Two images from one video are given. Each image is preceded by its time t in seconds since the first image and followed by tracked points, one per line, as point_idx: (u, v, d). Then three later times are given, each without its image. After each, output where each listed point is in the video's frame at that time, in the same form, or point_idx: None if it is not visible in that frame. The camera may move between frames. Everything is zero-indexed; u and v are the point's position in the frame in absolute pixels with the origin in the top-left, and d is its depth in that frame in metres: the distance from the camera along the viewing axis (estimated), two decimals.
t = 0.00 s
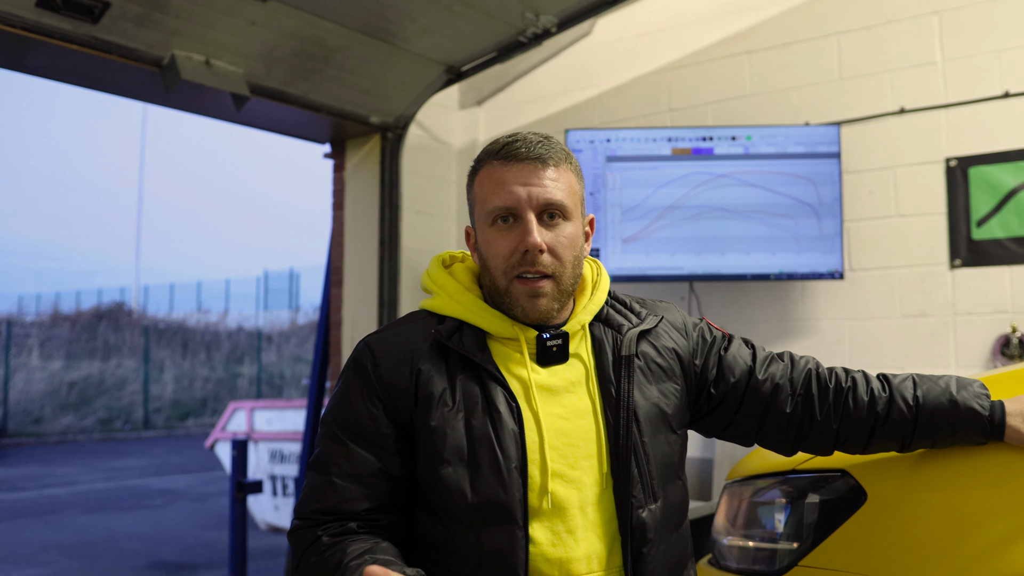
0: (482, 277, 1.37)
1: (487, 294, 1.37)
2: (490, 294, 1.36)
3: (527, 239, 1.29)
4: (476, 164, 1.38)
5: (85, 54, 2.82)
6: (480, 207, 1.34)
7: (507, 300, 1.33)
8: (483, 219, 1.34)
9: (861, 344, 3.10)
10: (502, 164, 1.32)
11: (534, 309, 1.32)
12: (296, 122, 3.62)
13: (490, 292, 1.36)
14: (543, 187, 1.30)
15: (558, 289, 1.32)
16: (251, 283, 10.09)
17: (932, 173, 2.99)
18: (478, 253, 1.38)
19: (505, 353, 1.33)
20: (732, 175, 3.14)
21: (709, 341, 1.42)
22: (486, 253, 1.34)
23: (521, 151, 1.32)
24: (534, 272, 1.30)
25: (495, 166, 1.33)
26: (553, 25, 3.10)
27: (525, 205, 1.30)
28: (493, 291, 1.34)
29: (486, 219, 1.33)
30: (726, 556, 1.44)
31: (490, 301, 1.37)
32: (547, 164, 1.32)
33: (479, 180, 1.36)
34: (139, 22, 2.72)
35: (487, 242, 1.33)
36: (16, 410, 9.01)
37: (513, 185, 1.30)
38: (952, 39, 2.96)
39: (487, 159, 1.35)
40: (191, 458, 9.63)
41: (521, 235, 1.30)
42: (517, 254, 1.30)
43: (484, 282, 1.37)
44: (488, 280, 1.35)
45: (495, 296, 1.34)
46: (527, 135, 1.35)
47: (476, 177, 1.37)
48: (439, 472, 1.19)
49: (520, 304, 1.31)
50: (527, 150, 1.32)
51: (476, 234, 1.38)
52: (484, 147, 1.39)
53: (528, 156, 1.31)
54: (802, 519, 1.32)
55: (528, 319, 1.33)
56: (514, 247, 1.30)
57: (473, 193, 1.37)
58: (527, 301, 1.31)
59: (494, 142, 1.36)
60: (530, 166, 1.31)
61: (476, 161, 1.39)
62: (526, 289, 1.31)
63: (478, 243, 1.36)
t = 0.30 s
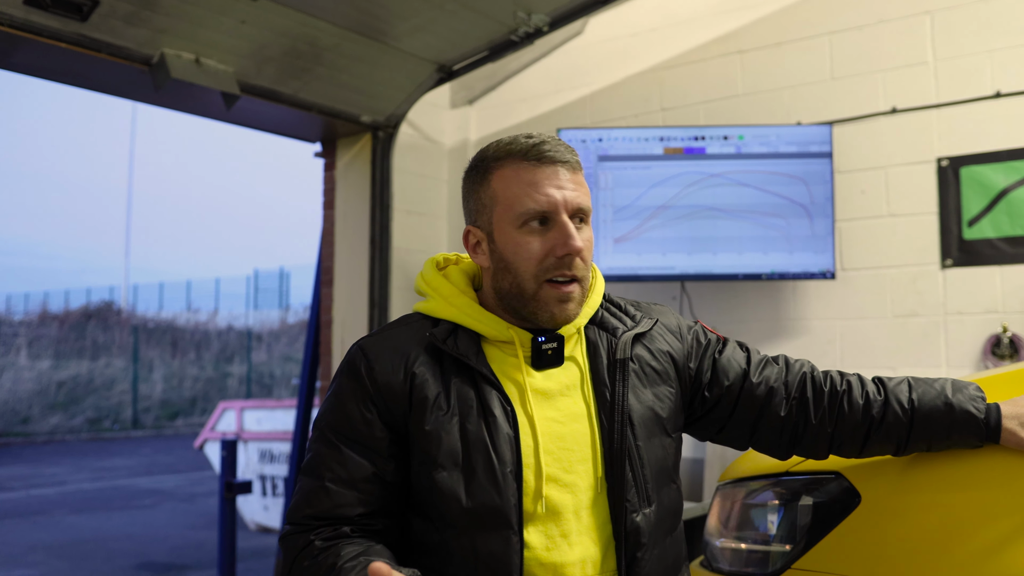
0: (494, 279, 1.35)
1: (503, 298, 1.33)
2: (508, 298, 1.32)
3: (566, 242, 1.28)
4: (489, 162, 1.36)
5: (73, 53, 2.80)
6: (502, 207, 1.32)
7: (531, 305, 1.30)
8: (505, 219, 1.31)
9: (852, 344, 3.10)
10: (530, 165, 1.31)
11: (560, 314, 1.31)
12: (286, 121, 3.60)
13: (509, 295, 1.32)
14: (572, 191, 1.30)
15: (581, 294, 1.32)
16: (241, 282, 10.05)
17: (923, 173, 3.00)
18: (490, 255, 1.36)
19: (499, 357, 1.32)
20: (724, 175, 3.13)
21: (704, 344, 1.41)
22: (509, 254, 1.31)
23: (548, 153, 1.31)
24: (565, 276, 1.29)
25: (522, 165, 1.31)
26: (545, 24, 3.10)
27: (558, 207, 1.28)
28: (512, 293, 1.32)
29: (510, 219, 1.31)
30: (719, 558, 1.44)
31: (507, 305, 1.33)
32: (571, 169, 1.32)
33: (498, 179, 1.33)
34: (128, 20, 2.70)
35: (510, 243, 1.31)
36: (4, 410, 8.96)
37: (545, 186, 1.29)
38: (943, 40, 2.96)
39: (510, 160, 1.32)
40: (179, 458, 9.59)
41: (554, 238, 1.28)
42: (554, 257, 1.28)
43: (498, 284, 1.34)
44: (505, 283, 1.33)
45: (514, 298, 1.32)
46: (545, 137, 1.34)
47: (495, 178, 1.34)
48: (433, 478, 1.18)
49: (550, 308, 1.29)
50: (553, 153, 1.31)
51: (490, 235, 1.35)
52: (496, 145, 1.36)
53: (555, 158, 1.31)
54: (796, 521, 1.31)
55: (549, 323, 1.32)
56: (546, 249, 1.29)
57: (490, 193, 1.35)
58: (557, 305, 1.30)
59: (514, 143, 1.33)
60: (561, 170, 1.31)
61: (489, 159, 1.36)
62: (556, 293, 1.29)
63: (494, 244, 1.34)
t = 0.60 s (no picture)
0: (492, 281, 1.34)
1: (504, 299, 1.32)
2: (510, 300, 1.31)
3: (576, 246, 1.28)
4: (491, 162, 1.35)
5: (51, 50, 2.76)
6: (508, 209, 1.31)
7: (533, 308, 1.30)
8: (511, 222, 1.30)
9: (834, 344, 3.11)
10: (541, 169, 1.30)
11: (560, 318, 1.31)
12: (268, 119, 3.57)
13: (512, 297, 1.31)
14: (579, 196, 1.31)
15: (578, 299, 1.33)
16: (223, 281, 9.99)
17: (906, 174, 3.01)
18: (489, 257, 1.35)
19: (481, 359, 1.32)
20: (707, 175, 3.13)
21: (686, 346, 1.42)
22: (514, 258, 1.30)
23: (556, 158, 1.31)
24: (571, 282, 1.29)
25: (531, 169, 1.31)
26: (529, 23, 3.09)
27: (568, 212, 1.29)
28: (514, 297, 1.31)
29: (516, 222, 1.30)
30: (701, 561, 1.43)
31: (507, 306, 1.32)
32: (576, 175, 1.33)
33: (503, 181, 1.32)
34: (108, 17, 2.66)
35: (516, 246, 1.30)
36: None
37: (555, 191, 1.29)
38: (926, 41, 2.97)
39: (520, 162, 1.32)
40: (160, 460, 9.51)
41: (563, 242, 1.28)
42: (563, 261, 1.28)
43: (496, 286, 1.33)
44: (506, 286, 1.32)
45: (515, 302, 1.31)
46: (547, 141, 1.34)
47: (502, 178, 1.32)
48: (414, 482, 1.17)
49: (555, 311, 1.29)
50: (560, 158, 1.32)
51: (490, 237, 1.34)
52: (498, 146, 1.35)
53: (563, 163, 1.31)
54: (779, 523, 1.30)
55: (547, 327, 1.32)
56: (556, 254, 1.29)
57: (492, 194, 1.34)
58: (561, 308, 1.30)
59: (522, 145, 1.33)
60: (570, 176, 1.32)
61: (490, 159, 1.35)
62: (558, 297, 1.29)
63: (497, 247, 1.33)
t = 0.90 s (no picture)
0: (471, 281, 1.31)
1: (483, 299, 1.30)
2: (490, 300, 1.30)
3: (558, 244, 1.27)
4: (467, 160, 1.33)
5: (25, 44, 2.71)
6: (487, 208, 1.29)
7: (515, 308, 1.28)
8: (490, 221, 1.28)
9: (816, 345, 3.10)
10: (520, 167, 1.28)
11: (541, 317, 1.30)
12: (247, 116, 3.53)
13: (492, 296, 1.29)
14: (558, 195, 1.29)
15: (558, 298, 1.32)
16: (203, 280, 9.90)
17: (887, 175, 3.01)
18: (467, 257, 1.32)
19: (457, 359, 1.30)
20: (689, 175, 3.12)
21: (666, 345, 1.41)
22: (494, 257, 1.28)
23: (535, 156, 1.29)
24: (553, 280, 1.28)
25: (510, 167, 1.29)
26: (510, 22, 3.07)
27: (549, 211, 1.27)
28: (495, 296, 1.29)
29: (495, 221, 1.28)
30: (684, 564, 1.41)
31: (488, 306, 1.30)
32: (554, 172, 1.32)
33: (481, 180, 1.30)
34: (83, 11, 2.62)
35: (496, 245, 1.28)
36: None
37: (534, 189, 1.27)
38: (907, 42, 2.97)
39: (497, 159, 1.30)
40: (138, 461, 9.42)
41: (544, 241, 1.27)
42: (544, 259, 1.27)
43: (475, 286, 1.31)
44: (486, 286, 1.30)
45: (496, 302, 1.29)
46: (525, 139, 1.32)
47: (480, 177, 1.30)
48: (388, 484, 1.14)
49: (536, 309, 1.28)
50: (538, 156, 1.30)
51: (469, 236, 1.32)
52: (474, 144, 1.33)
53: (541, 161, 1.29)
54: (765, 526, 1.29)
55: (528, 327, 1.30)
56: (537, 252, 1.27)
57: (470, 193, 1.31)
58: (542, 307, 1.29)
59: (499, 143, 1.31)
60: (549, 174, 1.30)
61: (466, 158, 1.33)
62: (540, 297, 1.28)
63: (476, 246, 1.31)
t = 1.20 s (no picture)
0: (442, 276, 1.29)
1: (455, 295, 1.28)
2: (462, 295, 1.27)
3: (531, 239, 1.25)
4: (439, 153, 1.30)
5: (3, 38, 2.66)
6: (459, 201, 1.27)
7: (488, 302, 1.26)
8: (463, 215, 1.26)
9: (800, 344, 3.10)
10: (492, 160, 1.26)
11: (514, 312, 1.28)
12: (229, 112, 3.50)
13: (464, 292, 1.27)
14: (532, 188, 1.27)
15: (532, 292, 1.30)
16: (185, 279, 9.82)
17: (872, 173, 3.00)
18: (439, 251, 1.30)
19: (432, 355, 1.27)
20: (675, 173, 3.11)
21: (646, 338, 1.39)
22: (466, 251, 1.26)
23: (508, 148, 1.27)
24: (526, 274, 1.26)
25: (483, 160, 1.26)
26: (495, 18, 3.05)
27: (522, 204, 1.25)
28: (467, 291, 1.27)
29: (468, 214, 1.26)
30: (671, 565, 1.39)
31: (459, 302, 1.28)
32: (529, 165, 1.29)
33: (453, 172, 1.28)
34: (62, 4, 2.57)
35: (469, 239, 1.26)
36: None
37: (506, 182, 1.25)
38: (893, 41, 2.97)
39: (470, 152, 1.27)
40: (120, 461, 9.33)
41: (517, 235, 1.25)
42: (517, 254, 1.25)
43: (447, 281, 1.29)
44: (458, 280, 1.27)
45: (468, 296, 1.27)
46: (497, 129, 1.30)
47: (452, 169, 1.28)
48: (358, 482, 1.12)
49: (509, 305, 1.27)
50: (511, 148, 1.28)
51: (441, 230, 1.29)
52: (446, 135, 1.31)
53: (514, 154, 1.27)
54: (753, 527, 1.27)
55: (501, 323, 1.29)
56: (510, 246, 1.25)
57: (442, 186, 1.29)
58: (515, 302, 1.27)
59: (472, 134, 1.28)
60: (523, 166, 1.28)
61: (438, 150, 1.30)
62: (513, 292, 1.26)
63: (448, 240, 1.28)
